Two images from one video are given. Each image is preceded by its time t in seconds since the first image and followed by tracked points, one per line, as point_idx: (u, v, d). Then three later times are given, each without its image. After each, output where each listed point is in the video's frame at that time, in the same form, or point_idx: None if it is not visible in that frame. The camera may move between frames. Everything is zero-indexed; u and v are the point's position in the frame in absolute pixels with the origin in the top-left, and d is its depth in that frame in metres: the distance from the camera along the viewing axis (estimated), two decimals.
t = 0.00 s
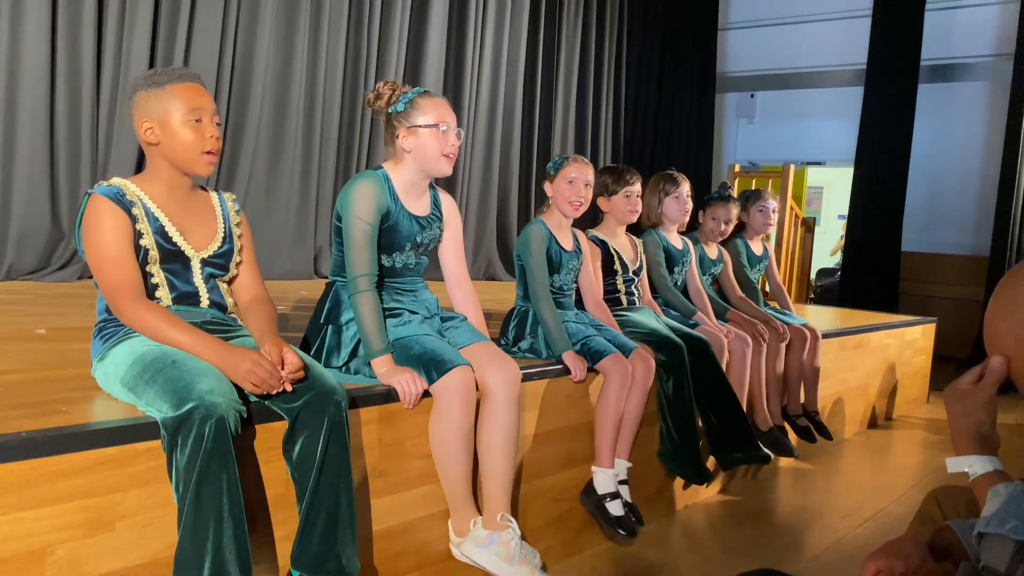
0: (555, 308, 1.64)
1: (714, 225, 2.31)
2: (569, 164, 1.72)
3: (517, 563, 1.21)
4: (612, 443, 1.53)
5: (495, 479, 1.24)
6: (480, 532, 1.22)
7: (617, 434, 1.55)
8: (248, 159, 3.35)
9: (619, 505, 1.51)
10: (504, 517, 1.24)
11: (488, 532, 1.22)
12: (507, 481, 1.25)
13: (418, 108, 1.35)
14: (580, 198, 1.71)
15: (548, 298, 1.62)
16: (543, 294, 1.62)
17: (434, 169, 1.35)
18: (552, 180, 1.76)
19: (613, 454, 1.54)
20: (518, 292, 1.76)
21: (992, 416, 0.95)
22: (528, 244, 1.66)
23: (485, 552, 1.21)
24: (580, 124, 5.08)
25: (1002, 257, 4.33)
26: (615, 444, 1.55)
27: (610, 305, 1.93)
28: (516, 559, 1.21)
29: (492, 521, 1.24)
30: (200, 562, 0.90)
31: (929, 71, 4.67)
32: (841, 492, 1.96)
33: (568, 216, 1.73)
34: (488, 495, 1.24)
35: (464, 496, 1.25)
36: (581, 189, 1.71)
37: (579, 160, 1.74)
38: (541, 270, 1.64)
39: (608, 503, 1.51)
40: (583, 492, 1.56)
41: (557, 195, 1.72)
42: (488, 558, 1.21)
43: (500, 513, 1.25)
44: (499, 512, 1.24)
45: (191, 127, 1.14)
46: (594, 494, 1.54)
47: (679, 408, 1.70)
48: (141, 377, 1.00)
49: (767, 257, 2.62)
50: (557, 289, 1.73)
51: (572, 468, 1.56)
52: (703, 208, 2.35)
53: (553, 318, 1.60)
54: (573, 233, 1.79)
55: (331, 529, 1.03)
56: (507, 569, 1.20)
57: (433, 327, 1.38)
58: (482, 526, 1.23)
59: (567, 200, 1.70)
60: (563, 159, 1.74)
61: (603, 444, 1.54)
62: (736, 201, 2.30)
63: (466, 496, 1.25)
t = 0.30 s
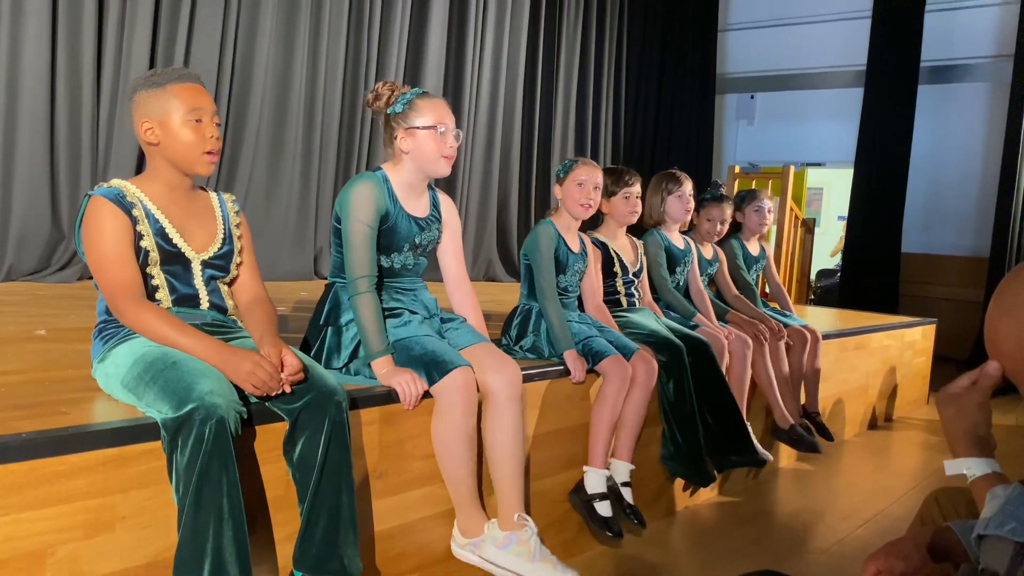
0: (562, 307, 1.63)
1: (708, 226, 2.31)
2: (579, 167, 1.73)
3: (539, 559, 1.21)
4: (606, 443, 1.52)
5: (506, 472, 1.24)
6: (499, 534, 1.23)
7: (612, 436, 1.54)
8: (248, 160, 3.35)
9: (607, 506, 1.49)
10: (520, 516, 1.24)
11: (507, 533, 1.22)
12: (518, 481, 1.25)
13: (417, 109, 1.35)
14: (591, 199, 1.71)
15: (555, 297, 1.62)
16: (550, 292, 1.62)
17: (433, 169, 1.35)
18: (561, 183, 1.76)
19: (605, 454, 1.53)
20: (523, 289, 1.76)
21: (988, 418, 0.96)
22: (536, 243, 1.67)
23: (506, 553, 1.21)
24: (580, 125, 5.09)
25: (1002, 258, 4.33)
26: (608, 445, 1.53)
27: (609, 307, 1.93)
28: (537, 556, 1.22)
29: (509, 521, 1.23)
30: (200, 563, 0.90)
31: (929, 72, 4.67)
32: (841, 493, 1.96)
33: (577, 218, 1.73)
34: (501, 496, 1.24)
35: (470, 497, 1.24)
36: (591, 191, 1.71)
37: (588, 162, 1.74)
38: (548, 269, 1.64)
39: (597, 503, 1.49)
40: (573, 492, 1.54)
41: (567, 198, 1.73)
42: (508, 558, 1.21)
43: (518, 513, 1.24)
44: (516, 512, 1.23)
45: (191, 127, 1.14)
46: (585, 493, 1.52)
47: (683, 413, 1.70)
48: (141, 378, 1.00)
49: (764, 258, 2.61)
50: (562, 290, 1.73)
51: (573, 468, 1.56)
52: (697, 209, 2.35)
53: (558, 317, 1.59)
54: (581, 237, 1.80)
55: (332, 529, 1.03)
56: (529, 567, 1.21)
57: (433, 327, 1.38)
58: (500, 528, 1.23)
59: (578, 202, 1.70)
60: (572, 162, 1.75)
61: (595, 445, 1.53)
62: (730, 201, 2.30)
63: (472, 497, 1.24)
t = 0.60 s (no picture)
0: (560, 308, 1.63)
1: (705, 228, 2.31)
2: (581, 170, 1.72)
3: (568, 552, 1.28)
4: (624, 442, 1.56)
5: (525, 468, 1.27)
6: (530, 535, 1.30)
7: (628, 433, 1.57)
8: (248, 161, 3.36)
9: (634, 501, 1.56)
10: (542, 514, 1.29)
11: (535, 532, 1.29)
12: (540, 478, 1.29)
13: (413, 112, 1.35)
14: (589, 203, 1.71)
15: (552, 296, 1.62)
16: (547, 292, 1.62)
17: (430, 173, 1.35)
18: (561, 183, 1.75)
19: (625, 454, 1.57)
20: (519, 294, 1.77)
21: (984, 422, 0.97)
22: (530, 242, 1.67)
23: (538, 551, 1.28)
24: (580, 126, 5.09)
25: (1002, 258, 4.33)
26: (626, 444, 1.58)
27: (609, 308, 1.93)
28: (566, 549, 1.28)
29: (534, 521, 1.29)
30: (200, 565, 0.90)
31: (928, 73, 4.67)
32: (841, 494, 1.96)
33: (572, 220, 1.73)
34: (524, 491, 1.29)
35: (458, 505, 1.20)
36: (590, 195, 1.71)
37: (589, 166, 1.74)
38: (544, 269, 1.64)
39: (623, 501, 1.56)
40: (600, 487, 1.60)
41: (565, 198, 1.72)
42: (542, 555, 1.28)
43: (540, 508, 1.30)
44: (538, 511, 1.29)
45: (188, 128, 1.14)
46: (610, 490, 1.58)
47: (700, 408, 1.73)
48: (141, 379, 1.00)
49: (763, 260, 2.61)
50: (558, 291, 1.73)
51: (576, 468, 1.56)
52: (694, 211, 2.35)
53: (557, 318, 1.59)
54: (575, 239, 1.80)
55: (338, 530, 1.04)
56: (562, 560, 1.28)
57: (433, 328, 1.38)
58: (530, 528, 1.30)
59: (575, 203, 1.70)
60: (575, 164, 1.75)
61: (615, 444, 1.57)
62: (726, 202, 2.31)
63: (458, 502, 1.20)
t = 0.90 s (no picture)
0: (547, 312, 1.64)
1: (704, 228, 2.31)
2: (559, 164, 1.73)
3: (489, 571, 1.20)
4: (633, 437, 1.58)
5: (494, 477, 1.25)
6: (467, 531, 1.23)
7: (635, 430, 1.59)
8: (248, 163, 3.36)
9: (649, 490, 1.57)
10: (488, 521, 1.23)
11: (474, 533, 1.23)
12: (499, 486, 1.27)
13: (411, 113, 1.34)
14: (568, 197, 1.71)
15: (536, 300, 1.63)
16: (533, 298, 1.63)
17: (430, 174, 1.35)
18: (540, 178, 1.76)
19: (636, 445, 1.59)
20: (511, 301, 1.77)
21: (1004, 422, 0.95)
22: (510, 246, 1.67)
23: (465, 549, 1.22)
24: (580, 126, 5.09)
25: (1002, 259, 4.33)
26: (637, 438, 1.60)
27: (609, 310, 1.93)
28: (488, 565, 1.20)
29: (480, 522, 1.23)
30: (200, 567, 0.90)
31: (928, 74, 4.67)
32: (842, 495, 1.96)
33: (554, 216, 1.73)
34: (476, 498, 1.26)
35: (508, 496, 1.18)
36: (570, 188, 1.71)
37: (568, 160, 1.74)
38: (526, 273, 1.65)
39: (637, 490, 1.57)
40: (613, 477, 1.62)
41: (545, 194, 1.72)
42: (467, 555, 1.21)
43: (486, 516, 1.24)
44: (485, 516, 1.23)
45: (187, 130, 1.14)
46: (623, 480, 1.59)
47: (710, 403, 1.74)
48: (141, 381, 1.00)
49: (764, 261, 2.61)
50: (546, 293, 1.75)
51: (576, 468, 1.56)
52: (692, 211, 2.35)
53: (547, 322, 1.60)
54: (560, 234, 1.79)
55: (338, 531, 1.03)
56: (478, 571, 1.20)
57: (432, 329, 1.38)
58: (472, 525, 1.24)
59: (555, 198, 1.70)
60: (554, 159, 1.75)
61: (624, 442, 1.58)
62: (723, 202, 2.31)
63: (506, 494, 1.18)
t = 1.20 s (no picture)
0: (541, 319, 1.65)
1: (705, 228, 2.31)
2: (536, 165, 1.73)
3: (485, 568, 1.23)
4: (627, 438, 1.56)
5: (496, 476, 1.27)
6: (464, 530, 1.28)
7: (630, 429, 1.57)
8: (248, 165, 3.36)
9: (640, 495, 1.56)
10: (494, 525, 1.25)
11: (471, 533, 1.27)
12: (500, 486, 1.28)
13: (389, 115, 1.36)
14: (553, 196, 1.71)
15: (530, 310, 1.63)
16: (523, 304, 1.63)
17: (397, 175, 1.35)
18: (521, 182, 1.76)
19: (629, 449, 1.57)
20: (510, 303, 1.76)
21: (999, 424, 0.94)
22: (500, 252, 1.65)
23: (463, 549, 1.27)
24: (580, 127, 5.09)
25: (1001, 259, 4.33)
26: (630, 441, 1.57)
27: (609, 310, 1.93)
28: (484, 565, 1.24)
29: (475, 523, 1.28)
30: (200, 570, 0.90)
31: (927, 74, 4.68)
32: (842, 496, 1.96)
33: (542, 216, 1.72)
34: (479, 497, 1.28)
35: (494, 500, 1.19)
36: (553, 186, 1.71)
37: (547, 157, 1.75)
38: (517, 279, 1.63)
39: (627, 495, 1.55)
40: (605, 481, 1.60)
41: (529, 196, 1.72)
42: (464, 555, 1.27)
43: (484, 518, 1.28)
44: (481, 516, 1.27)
45: (186, 130, 1.15)
46: (616, 484, 1.58)
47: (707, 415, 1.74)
48: (141, 383, 1.00)
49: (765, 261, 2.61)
50: (543, 294, 1.74)
51: (575, 470, 1.56)
52: (693, 212, 2.35)
53: (540, 328, 1.60)
54: (555, 232, 1.79)
55: (338, 533, 1.04)
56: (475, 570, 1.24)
57: (433, 331, 1.38)
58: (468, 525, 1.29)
59: (542, 199, 1.70)
60: (529, 159, 1.75)
61: (618, 443, 1.56)
62: (725, 203, 2.31)
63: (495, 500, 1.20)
